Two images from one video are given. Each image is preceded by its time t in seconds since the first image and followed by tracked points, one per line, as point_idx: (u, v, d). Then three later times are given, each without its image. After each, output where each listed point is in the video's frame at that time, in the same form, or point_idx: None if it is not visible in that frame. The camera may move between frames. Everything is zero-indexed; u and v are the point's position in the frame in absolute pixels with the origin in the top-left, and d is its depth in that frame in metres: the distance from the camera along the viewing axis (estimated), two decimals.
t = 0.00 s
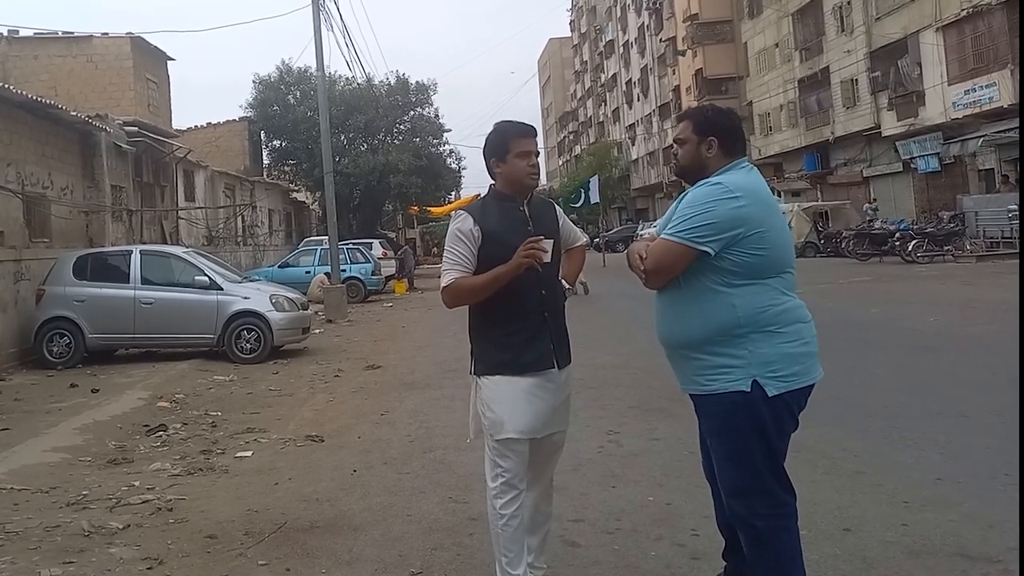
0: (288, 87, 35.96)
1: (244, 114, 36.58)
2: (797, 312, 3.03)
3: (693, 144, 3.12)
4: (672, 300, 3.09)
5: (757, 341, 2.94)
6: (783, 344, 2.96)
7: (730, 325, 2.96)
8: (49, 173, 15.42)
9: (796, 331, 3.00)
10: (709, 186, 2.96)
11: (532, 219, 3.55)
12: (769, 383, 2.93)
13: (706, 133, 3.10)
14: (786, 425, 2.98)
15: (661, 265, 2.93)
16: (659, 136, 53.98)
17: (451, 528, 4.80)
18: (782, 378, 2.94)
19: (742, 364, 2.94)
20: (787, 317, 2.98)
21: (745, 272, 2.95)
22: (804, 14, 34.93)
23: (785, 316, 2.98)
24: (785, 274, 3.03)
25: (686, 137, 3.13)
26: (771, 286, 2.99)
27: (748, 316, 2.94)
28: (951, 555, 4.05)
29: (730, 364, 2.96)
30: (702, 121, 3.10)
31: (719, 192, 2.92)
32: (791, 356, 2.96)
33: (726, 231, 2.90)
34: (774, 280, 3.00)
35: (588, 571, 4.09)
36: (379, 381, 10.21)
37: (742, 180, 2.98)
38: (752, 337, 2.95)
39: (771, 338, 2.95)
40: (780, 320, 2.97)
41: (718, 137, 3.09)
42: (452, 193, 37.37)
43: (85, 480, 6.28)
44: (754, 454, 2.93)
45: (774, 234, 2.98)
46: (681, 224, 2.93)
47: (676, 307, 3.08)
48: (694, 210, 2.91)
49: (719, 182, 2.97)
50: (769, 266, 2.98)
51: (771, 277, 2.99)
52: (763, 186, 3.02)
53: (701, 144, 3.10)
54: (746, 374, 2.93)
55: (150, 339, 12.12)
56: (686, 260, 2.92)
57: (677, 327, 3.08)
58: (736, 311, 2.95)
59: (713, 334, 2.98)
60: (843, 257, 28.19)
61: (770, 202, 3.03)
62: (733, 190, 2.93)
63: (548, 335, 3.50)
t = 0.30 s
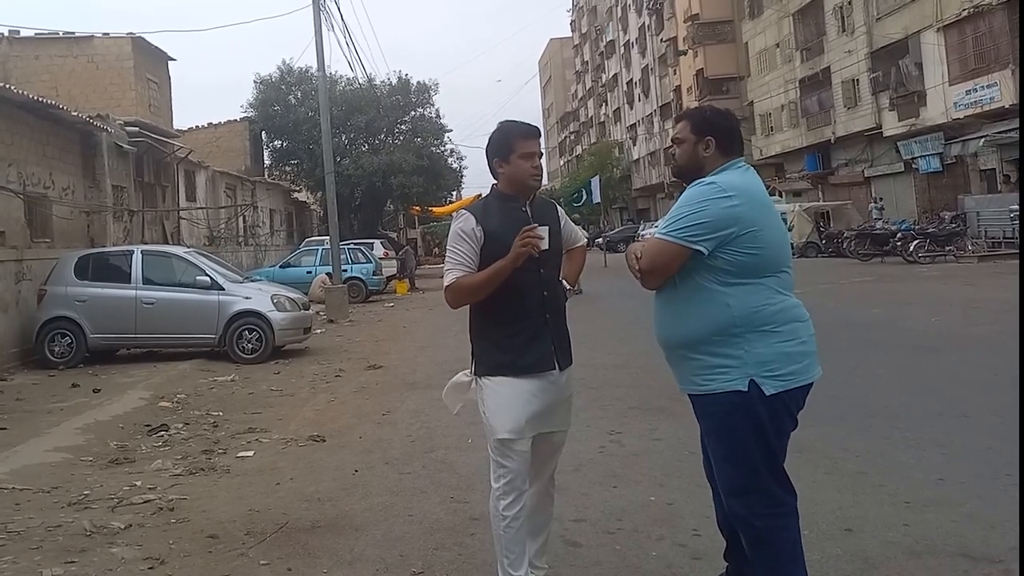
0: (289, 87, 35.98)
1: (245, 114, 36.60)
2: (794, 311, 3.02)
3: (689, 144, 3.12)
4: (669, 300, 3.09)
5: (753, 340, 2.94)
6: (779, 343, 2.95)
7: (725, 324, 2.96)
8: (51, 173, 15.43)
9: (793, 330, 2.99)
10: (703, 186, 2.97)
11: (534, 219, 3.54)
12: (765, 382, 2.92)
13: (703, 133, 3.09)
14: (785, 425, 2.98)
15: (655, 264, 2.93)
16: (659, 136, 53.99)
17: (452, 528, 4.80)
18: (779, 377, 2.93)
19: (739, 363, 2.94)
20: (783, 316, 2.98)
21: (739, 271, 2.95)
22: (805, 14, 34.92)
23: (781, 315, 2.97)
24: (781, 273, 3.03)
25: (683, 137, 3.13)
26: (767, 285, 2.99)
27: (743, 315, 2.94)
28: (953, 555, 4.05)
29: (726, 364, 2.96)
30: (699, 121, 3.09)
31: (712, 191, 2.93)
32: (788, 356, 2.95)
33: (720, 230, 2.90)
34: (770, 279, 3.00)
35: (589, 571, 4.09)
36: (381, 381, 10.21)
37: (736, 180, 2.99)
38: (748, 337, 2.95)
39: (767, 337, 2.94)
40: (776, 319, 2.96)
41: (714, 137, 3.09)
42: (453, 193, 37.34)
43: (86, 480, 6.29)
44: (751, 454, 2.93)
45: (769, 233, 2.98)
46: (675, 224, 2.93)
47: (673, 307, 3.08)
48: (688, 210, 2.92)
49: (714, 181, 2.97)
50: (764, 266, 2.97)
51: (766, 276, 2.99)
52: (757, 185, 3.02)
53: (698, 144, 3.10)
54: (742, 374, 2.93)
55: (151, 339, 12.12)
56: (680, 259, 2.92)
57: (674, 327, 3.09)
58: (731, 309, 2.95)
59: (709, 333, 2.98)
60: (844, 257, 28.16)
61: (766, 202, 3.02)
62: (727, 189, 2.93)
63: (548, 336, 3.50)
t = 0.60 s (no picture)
0: (288, 86, 35.97)
1: (244, 114, 36.61)
2: (788, 310, 3.03)
3: (688, 143, 3.12)
4: (665, 296, 3.09)
5: (748, 338, 2.94)
6: (774, 341, 2.96)
7: (722, 321, 2.96)
8: (50, 173, 15.42)
9: (787, 329, 3.00)
10: (701, 185, 2.98)
11: (535, 218, 3.54)
12: (760, 378, 2.92)
13: (702, 133, 3.10)
14: (779, 420, 2.99)
15: (654, 261, 2.93)
16: (659, 135, 53.99)
17: (451, 527, 4.80)
18: (773, 374, 2.94)
19: (734, 359, 2.94)
20: (777, 315, 2.98)
21: (736, 269, 2.96)
22: (804, 13, 34.92)
23: (776, 314, 2.98)
24: (775, 273, 3.04)
25: (683, 136, 3.13)
26: (763, 284, 3.00)
27: (738, 313, 2.95)
28: (953, 554, 4.04)
29: (721, 360, 2.96)
30: (699, 120, 3.10)
31: (711, 190, 2.94)
32: (782, 354, 2.96)
33: (719, 227, 2.91)
34: (765, 278, 3.01)
35: (588, 570, 4.08)
36: (380, 380, 10.21)
37: (734, 180, 3.00)
38: (743, 334, 2.95)
39: (762, 335, 2.95)
40: (771, 317, 2.97)
41: (714, 138, 3.10)
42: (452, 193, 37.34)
43: (85, 479, 6.28)
44: (746, 449, 2.93)
45: (766, 233, 2.99)
46: (674, 221, 2.94)
47: (668, 304, 3.08)
48: (687, 208, 2.93)
49: (712, 181, 2.98)
50: (761, 265, 2.98)
51: (762, 275, 3.00)
52: (754, 186, 3.03)
53: (698, 144, 3.11)
54: (737, 370, 2.93)
55: (150, 339, 12.11)
56: (679, 256, 2.92)
57: (669, 324, 3.08)
58: (727, 307, 2.95)
59: (706, 330, 2.98)
60: (843, 256, 28.17)
61: (762, 202, 3.04)
62: (726, 189, 2.94)
63: (548, 335, 3.51)
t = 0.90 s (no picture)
0: (289, 86, 35.99)
1: (245, 114, 36.64)
2: (788, 307, 3.05)
3: (689, 144, 3.11)
4: (667, 295, 3.07)
5: (754, 334, 2.95)
6: (778, 337, 2.97)
7: (728, 318, 2.95)
8: (51, 173, 15.42)
9: (788, 325, 3.02)
10: (706, 185, 2.98)
11: (538, 217, 3.54)
12: (765, 372, 2.93)
13: (704, 134, 3.10)
14: (778, 414, 2.98)
15: (662, 261, 2.91)
16: (659, 135, 53.99)
17: (452, 528, 4.80)
18: (776, 369, 2.95)
19: (740, 354, 2.94)
20: (780, 312, 3.00)
21: (742, 266, 2.97)
22: (805, 13, 34.91)
23: (779, 311, 3.00)
24: (775, 271, 3.06)
25: (683, 137, 3.12)
26: (765, 282, 3.01)
27: (744, 309, 2.95)
28: (953, 554, 4.05)
29: (727, 354, 2.95)
30: (701, 122, 3.10)
31: (717, 189, 2.94)
32: (785, 349, 2.98)
33: (726, 227, 2.91)
34: (767, 276, 3.03)
35: (589, 571, 4.09)
36: (380, 381, 10.21)
37: (738, 180, 3.01)
38: (750, 329, 2.95)
39: (766, 331, 2.96)
40: (775, 314, 2.98)
41: (716, 140, 3.10)
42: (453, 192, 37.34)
43: (86, 479, 6.29)
44: (741, 440, 2.90)
45: (769, 232, 3.01)
46: (681, 220, 2.93)
47: (671, 302, 3.06)
48: (694, 208, 2.92)
49: (717, 181, 2.98)
50: (764, 263, 3.00)
51: (765, 272, 3.02)
52: (755, 186, 3.05)
53: (699, 145, 3.10)
54: (743, 364, 2.92)
55: (151, 339, 12.12)
56: (686, 255, 2.91)
57: (673, 322, 3.06)
58: (733, 304, 2.95)
59: (712, 327, 2.97)
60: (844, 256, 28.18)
61: (763, 201, 3.06)
62: (731, 189, 2.95)
63: (549, 335, 3.51)
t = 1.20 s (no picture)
0: (290, 87, 36.02)
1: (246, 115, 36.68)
2: (793, 313, 3.05)
3: (696, 145, 3.11)
4: (672, 299, 3.06)
5: (759, 340, 2.95)
6: (783, 344, 2.97)
7: (734, 323, 2.95)
8: (51, 173, 15.43)
9: (794, 331, 3.02)
10: (713, 187, 2.97)
11: (540, 217, 3.53)
12: (772, 380, 2.93)
13: (711, 135, 3.10)
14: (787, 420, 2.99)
15: (667, 263, 2.90)
16: (660, 136, 54.00)
17: (452, 528, 4.79)
18: (784, 375, 2.96)
19: (746, 360, 2.93)
20: (786, 316, 3.00)
21: (747, 271, 2.97)
22: (806, 14, 34.92)
23: (785, 316, 2.99)
24: (781, 276, 3.06)
25: (690, 138, 3.11)
26: (771, 287, 3.01)
27: (750, 315, 2.95)
28: (954, 554, 4.04)
29: (733, 362, 2.94)
30: (708, 123, 3.09)
31: (723, 192, 2.93)
32: (791, 356, 2.98)
33: (732, 230, 2.91)
34: (773, 281, 3.03)
35: (589, 571, 4.08)
36: (381, 381, 10.21)
37: (744, 183, 3.01)
38: (755, 336, 2.95)
39: (772, 337, 2.96)
40: (781, 319, 2.98)
41: (722, 141, 3.10)
42: (454, 193, 37.35)
43: (87, 479, 6.28)
44: (755, 446, 2.92)
45: (775, 236, 3.01)
46: (687, 223, 2.92)
47: (677, 306, 3.06)
48: (700, 210, 2.91)
49: (722, 184, 2.98)
50: (770, 267, 3.00)
51: (770, 278, 3.02)
52: (763, 188, 3.05)
53: (705, 146, 3.10)
54: (750, 372, 2.92)
55: (151, 339, 12.12)
56: (692, 259, 2.91)
57: (678, 327, 3.05)
58: (739, 309, 2.95)
59: (718, 332, 2.97)
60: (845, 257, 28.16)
61: (769, 205, 3.06)
62: (737, 192, 2.95)
63: (550, 336, 3.51)
